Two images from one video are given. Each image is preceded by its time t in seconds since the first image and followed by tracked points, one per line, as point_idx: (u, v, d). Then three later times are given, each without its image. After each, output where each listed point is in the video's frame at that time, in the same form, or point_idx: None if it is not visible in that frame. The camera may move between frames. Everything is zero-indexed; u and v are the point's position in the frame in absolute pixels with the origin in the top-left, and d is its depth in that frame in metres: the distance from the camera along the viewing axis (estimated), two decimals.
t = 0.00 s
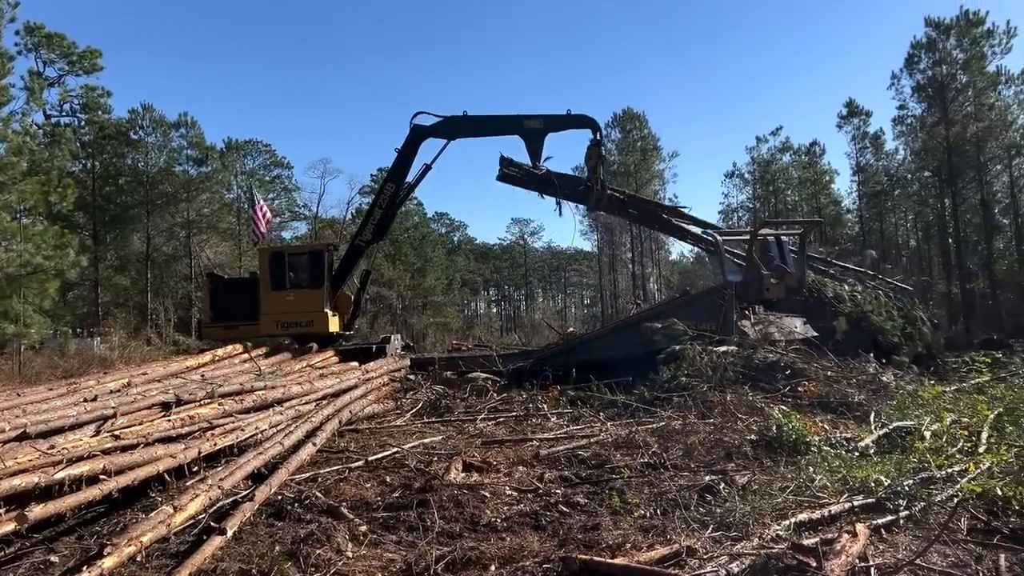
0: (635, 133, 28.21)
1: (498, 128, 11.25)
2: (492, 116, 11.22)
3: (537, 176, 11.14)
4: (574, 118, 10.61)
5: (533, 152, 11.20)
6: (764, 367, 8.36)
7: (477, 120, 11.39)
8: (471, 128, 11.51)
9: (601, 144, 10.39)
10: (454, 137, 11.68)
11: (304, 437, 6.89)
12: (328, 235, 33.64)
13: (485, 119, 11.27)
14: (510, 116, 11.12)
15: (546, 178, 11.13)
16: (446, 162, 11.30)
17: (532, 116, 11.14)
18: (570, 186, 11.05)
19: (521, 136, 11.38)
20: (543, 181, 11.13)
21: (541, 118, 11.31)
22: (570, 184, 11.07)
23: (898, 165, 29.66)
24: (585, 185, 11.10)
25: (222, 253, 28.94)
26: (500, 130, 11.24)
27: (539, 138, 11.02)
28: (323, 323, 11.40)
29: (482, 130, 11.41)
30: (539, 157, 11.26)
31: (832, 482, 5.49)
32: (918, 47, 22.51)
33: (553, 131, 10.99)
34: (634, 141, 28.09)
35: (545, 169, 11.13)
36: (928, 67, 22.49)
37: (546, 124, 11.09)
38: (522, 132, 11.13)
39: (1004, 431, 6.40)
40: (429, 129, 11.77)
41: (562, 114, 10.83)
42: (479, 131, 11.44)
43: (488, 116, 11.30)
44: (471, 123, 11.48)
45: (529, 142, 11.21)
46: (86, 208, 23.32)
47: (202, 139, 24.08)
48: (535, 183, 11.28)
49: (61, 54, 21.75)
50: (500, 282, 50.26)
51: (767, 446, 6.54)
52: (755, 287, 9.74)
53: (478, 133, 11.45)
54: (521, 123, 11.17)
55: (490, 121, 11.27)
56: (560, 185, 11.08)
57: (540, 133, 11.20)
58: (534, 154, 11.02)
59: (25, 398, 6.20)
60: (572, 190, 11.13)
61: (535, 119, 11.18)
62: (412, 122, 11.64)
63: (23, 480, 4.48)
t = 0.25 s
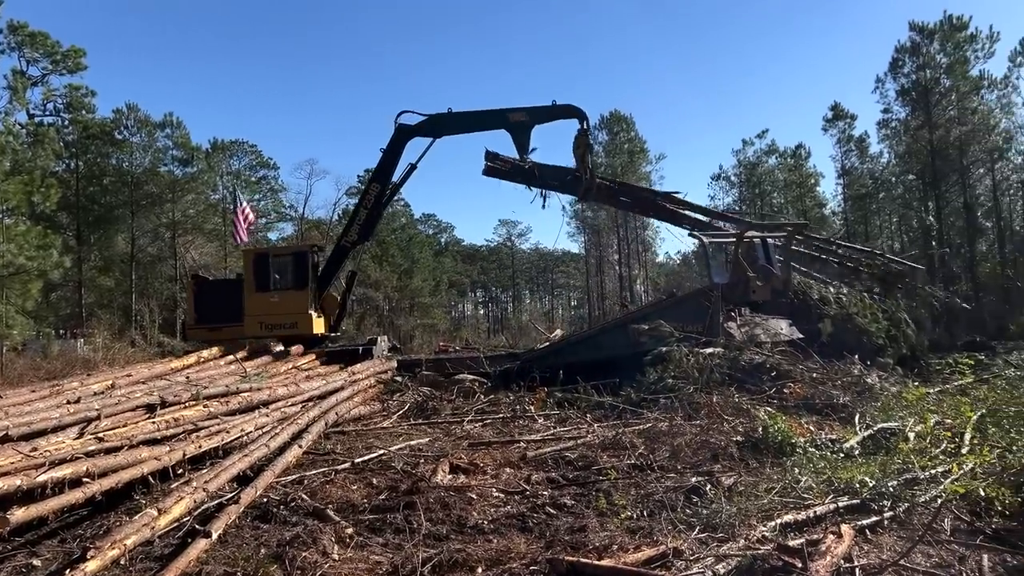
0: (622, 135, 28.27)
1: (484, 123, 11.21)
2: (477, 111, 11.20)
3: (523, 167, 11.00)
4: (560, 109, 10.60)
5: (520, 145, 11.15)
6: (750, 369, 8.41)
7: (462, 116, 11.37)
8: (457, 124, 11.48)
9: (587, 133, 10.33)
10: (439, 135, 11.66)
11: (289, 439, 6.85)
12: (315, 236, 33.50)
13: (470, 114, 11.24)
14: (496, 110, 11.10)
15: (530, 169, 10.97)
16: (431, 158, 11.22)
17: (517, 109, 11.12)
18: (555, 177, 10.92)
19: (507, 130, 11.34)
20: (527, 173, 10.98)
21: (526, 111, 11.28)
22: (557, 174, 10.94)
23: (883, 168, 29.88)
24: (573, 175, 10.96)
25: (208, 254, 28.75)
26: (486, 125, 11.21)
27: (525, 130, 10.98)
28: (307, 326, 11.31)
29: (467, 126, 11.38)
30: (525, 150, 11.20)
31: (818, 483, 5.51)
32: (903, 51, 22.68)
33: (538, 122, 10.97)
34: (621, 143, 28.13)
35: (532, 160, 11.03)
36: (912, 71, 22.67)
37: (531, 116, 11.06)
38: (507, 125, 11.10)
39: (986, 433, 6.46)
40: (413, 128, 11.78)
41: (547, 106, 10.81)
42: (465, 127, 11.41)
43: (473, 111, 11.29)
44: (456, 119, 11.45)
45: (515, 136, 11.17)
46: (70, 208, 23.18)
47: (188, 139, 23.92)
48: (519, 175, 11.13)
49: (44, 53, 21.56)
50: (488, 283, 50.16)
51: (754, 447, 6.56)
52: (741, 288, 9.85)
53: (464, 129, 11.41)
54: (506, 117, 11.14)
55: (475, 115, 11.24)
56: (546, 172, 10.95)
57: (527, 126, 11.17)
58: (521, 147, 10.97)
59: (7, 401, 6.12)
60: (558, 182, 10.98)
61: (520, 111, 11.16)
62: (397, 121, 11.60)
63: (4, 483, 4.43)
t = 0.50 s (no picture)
0: (609, 137, 28.34)
1: (470, 119, 11.21)
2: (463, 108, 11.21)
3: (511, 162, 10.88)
4: (547, 102, 10.63)
5: (507, 140, 11.13)
6: (734, 370, 8.46)
7: (448, 114, 11.38)
8: (443, 122, 11.47)
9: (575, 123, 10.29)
10: (425, 134, 11.63)
11: (273, 442, 6.81)
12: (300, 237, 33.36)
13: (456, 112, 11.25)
14: (482, 106, 11.11)
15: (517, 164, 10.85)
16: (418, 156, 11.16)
17: (503, 104, 11.14)
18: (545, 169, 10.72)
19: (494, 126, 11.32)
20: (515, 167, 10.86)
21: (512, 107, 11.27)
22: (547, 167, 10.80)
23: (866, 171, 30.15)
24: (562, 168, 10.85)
25: (192, 255, 28.55)
26: (472, 121, 11.20)
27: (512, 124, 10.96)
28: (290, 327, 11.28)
29: (454, 124, 11.37)
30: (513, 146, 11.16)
31: (802, 484, 5.54)
32: (886, 56, 22.90)
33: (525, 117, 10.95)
34: (607, 145, 28.19)
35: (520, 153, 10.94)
36: (895, 75, 22.90)
37: (518, 111, 11.08)
38: (494, 120, 11.08)
39: (967, 433, 6.52)
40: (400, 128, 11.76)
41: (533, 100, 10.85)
42: (452, 125, 11.39)
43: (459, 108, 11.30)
44: (442, 118, 11.45)
45: (502, 130, 11.15)
46: (52, 209, 23.01)
47: (172, 139, 23.75)
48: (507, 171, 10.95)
49: (26, 52, 21.34)
50: (474, 285, 50.08)
51: (738, 448, 6.59)
52: (726, 291, 10.00)
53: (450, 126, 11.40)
54: (492, 112, 11.15)
55: (462, 113, 11.22)
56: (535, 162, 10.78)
57: (513, 122, 11.17)
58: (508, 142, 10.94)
59: None
60: (547, 175, 10.80)
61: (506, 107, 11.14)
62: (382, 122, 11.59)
63: None
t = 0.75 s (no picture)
0: (593, 139, 28.36)
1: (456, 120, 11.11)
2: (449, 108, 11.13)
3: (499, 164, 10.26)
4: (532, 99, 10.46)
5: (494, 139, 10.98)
6: (717, 372, 8.50)
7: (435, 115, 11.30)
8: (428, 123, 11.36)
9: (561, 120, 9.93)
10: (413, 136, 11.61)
11: (256, 444, 6.77)
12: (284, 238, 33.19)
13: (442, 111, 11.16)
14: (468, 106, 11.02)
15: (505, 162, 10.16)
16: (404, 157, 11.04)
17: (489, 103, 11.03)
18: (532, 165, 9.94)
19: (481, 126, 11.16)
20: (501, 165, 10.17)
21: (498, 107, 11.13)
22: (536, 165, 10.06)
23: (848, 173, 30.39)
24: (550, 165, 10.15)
25: (175, 256, 28.32)
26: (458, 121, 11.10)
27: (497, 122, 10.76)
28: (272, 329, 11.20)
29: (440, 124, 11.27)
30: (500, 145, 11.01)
31: (784, 485, 5.57)
32: (867, 59, 23.10)
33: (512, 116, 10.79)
34: (592, 147, 28.21)
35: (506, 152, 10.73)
36: (877, 79, 23.10)
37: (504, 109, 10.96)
38: (480, 119, 10.90)
39: (948, 434, 6.58)
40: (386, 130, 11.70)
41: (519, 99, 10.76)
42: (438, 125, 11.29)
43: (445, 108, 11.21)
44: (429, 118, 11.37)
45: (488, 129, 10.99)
46: (32, 209, 22.93)
47: (154, 139, 23.57)
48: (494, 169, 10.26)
49: (6, 51, 21.11)
50: (459, 286, 49.89)
51: (721, 449, 6.62)
52: (710, 292, 10.30)
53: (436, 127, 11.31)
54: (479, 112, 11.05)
55: (449, 112, 11.13)
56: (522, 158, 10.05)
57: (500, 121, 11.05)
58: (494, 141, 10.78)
59: None
60: (535, 172, 10.10)
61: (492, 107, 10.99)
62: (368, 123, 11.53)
63: None
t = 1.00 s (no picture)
0: (578, 141, 28.46)
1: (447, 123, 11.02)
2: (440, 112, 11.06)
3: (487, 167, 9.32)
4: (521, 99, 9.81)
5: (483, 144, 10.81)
6: (701, 373, 8.53)
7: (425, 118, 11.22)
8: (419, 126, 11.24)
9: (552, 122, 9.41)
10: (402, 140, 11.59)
11: (238, 447, 6.72)
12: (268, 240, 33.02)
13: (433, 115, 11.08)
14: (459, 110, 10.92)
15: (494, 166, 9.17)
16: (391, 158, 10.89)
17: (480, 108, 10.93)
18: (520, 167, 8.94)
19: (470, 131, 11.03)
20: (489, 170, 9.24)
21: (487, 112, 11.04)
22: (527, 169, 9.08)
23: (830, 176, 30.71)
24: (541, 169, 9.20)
25: (157, 257, 28.10)
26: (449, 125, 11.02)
27: (486, 124, 10.49)
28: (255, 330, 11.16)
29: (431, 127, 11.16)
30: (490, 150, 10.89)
31: (766, 486, 5.60)
32: (849, 64, 23.39)
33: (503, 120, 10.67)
34: (577, 149, 28.29)
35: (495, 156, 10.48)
36: (858, 83, 23.37)
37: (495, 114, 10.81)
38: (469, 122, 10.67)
39: (927, 435, 6.65)
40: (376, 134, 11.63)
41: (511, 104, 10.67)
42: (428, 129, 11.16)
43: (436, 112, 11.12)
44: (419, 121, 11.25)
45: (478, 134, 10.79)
46: (11, 210, 22.63)
47: (136, 140, 23.41)
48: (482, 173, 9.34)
49: None
50: (443, 288, 49.78)
51: (704, 450, 6.65)
52: (693, 295, 10.41)
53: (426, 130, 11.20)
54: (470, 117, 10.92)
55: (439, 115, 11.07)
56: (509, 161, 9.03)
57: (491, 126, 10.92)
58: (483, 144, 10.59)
59: None
60: (525, 175, 9.12)
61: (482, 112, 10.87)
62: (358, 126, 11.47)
63: None
